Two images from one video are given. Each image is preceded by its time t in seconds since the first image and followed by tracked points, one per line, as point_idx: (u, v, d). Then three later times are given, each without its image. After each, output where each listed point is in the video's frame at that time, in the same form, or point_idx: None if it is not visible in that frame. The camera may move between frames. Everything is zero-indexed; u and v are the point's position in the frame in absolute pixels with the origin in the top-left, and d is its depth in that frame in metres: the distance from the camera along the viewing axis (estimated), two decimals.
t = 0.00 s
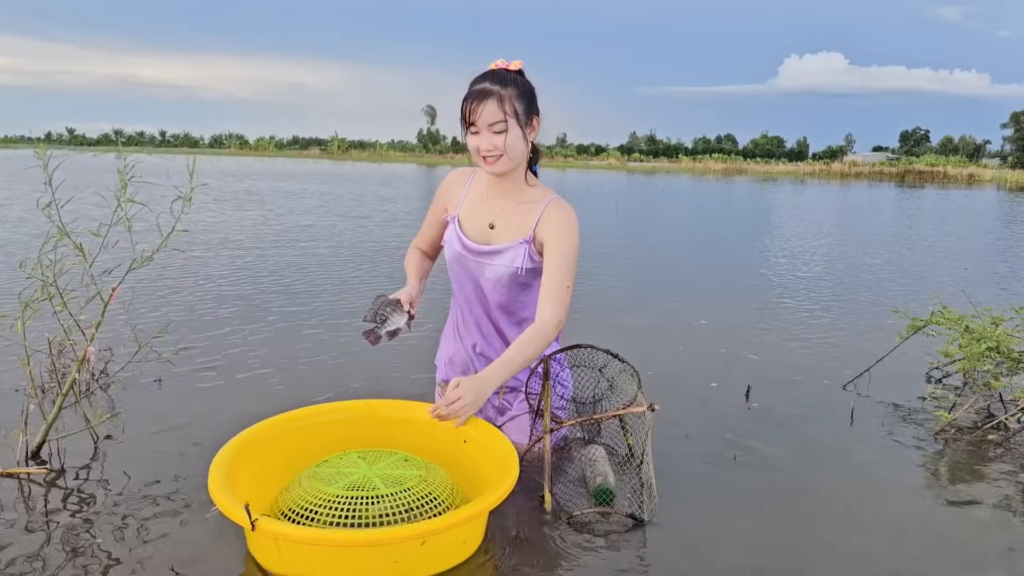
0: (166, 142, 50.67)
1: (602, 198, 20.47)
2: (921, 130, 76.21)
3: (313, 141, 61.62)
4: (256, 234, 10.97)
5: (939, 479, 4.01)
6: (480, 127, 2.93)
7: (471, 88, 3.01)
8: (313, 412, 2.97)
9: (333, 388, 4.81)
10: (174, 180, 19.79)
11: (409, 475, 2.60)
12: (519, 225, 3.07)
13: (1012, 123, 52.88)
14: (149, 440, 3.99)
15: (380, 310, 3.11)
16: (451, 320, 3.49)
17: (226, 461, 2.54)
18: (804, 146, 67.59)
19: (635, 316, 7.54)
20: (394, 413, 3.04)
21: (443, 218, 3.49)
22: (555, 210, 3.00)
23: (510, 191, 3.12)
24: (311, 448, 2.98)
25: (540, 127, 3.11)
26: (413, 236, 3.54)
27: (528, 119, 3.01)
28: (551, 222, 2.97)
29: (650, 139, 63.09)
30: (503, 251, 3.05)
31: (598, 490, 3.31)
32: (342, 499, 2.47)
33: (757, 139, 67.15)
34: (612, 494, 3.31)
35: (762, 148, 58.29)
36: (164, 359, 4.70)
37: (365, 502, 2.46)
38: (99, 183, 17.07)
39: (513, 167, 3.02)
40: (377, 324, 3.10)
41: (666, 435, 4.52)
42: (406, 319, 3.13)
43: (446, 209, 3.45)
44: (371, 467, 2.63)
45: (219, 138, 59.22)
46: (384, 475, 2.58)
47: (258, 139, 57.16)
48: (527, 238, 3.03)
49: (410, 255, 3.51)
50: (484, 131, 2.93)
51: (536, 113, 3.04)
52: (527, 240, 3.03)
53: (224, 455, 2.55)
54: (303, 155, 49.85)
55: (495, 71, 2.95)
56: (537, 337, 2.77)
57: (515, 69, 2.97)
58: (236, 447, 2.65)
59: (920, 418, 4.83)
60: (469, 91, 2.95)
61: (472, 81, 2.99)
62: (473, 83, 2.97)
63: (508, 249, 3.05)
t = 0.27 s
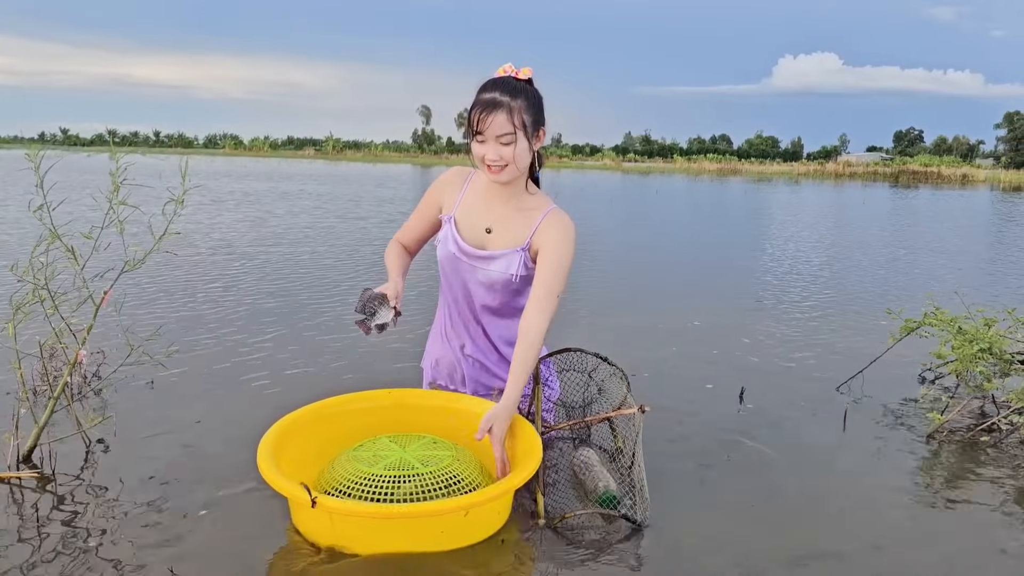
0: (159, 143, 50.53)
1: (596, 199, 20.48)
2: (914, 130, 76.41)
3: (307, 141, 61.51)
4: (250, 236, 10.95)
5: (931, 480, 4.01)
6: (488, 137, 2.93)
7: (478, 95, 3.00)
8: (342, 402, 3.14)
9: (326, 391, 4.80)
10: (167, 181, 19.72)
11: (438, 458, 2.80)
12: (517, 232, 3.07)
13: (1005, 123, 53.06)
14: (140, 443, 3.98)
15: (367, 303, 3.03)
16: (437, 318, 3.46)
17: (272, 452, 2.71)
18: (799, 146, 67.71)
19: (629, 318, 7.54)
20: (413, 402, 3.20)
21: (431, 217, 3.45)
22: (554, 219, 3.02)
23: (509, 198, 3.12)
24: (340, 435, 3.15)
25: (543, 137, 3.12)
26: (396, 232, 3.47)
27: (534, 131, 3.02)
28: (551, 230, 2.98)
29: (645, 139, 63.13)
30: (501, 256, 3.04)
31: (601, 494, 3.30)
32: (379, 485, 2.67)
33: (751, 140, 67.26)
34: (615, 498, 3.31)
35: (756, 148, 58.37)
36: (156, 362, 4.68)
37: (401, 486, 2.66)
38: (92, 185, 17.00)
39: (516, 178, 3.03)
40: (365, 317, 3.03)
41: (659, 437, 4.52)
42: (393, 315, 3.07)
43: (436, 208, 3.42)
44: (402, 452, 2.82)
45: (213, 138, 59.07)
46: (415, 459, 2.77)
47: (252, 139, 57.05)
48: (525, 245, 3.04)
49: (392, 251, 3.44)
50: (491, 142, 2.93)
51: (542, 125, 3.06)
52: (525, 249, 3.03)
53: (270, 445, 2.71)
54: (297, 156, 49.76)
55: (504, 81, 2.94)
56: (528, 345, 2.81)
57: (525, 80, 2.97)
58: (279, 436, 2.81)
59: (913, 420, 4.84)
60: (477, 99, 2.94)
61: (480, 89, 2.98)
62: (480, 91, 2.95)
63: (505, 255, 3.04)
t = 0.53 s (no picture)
0: (153, 143, 50.39)
1: (591, 200, 20.47)
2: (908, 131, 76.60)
3: (302, 141, 61.39)
4: (244, 238, 10.93)
5: (925, 482, 4.02)
6: (477, 142, 2.93)
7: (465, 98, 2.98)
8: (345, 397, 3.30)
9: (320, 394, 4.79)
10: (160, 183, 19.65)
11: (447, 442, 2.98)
12: (514, 230, 3.09)
13: (999, 124, 53.20)
14: (134, 447, 3.96)
15: (360, 324, 3.08)
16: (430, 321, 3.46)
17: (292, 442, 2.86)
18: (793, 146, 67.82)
19: (623, 319, 7.54)
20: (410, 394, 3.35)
21: (420, 221, 3.43)
22: (550, 217, 3.06)
23: (502, 196, 3.14)
24: (341, 426, 3.29)
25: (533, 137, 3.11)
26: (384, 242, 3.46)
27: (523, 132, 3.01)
28: (549, 227, 3.02)
29: (640, 140, 63.17)
30: (498, 257, 3.07)
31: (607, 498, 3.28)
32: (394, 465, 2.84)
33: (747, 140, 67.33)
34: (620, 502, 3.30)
35: (750, 149, 58.44)
36: (150, 365, 4.67)
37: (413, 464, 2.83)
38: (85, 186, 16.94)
39: (508, 180, 3.04)
40: (356, 342, 3.07)
41: (654, 439, 4.52)
42: (384, 334, 3.11)
43: (426, 212, 3.40)
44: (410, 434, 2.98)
45: (208, 139, 58.94)
46: (426, 447, 2.92)
47: (246, 140, 56.92)
48: (522, 244, 3.07)
49: (382, 260, 3.43)
50: (481, 146, 2.93)
51: (533, 127, 3.06)
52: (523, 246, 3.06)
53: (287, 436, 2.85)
54: (292, 156, 49.66)
55: (493, 84, 2.93)
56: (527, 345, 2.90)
57: (513, 82, 2.95)
58: (294, 422, 2.96)
59: (907, 422, 4.85)
60: (466, 104, 2.92)
61: (468, 92, 2.96)
62: (469, 95, 2.94)
63: (504, 255, 3.07)
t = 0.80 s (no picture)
0: (150, 142, 50.31)
1: (588, 199, 20.48)
2: (904, 131, 76.69)
3: (299, 141, 61.27)
4: (241, 237, 10.92)
5: (920, 481, 4.03)
6: (473, 143, 2.94)
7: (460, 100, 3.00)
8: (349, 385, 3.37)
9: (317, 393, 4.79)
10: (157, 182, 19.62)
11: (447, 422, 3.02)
12: (513, 227, 3.11)
13: (995, 123, 53.28)
14: (131, 446, 3.96)
15: (344, 324, 3.09)
16: (427, 321, 3.46)
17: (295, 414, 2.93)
18: (790, 145, 67.90)
19: (621, 318, 7.54)
20: (414, 385, 3.41)
21: (414, 222, 3.42)
22: (549, 215, 3.09)
23: (499, 195, 3.16)
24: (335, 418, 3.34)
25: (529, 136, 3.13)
26: (377, 245, 3.44)
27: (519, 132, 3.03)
28: (548, 224, 3.05)
29: (637, 139, 63.22)
30: (498, 254, 3.08)
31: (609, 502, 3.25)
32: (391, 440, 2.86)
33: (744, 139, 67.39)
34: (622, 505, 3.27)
35: (747, 148, 58.47)
36: (146, 365, 4.67)
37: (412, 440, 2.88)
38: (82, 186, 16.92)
39: (504, 179, 3.07)
40: (340, 340, 3.08)
41: (651, 438, 4.53)
42: (369, 335, 3.11)
43: (420, 213, 3.40)
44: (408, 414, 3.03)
45: (204, 138, 58.86)
46: (421, 427, 2.96)
47: (243, 139, 56.85)
48: (521, 241, 3.09)
49: (377, 263, 3.42)
50: (477, 148, 2.95)
51: (528, 126, 3.07)
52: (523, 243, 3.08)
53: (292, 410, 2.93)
54: (289, 155, 49.61)
55: (487, 85, 2.94)
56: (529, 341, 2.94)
57: (507, 83, 2.96)
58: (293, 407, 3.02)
59: (903, 421, 4.86)
60: (461, 106, 2.94)
61: (462, 94, 2.97)
62: (464, 97, 2.95)
63: (503, 252, 3.09)
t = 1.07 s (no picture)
0: (148, 140, 50.24)
1: (586, 198, 20.46)
2: (902, 129, 76.73)
3: (297, 139, 61.18)
4: (238, 236, 10.89)
5: (919, 480, 4.03)
6: (473, 142, 2.96)
7: (460, 99, 3.00)
8: (353, 378, 3.42)
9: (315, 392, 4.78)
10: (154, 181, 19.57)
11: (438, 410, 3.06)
12: (516, 225, 3.17)
13: (993, 122, 53.31)
14: (128, 446, 3.95)
15: (333, 322, 3.09)
16: (427, 318, 3.50)
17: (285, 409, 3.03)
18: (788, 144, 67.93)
19: (619, 317, 7.54)
20: (416, 376, 3.46)
21: (413, 219, 3.45)
22: (552, 213, 3.15)
23: (502, 193, 3.20)
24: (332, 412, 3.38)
25: (531, 135, 3.13)
26: (372, 241, 3.44)
27: (520, 131, 3.03)
28: (551, 221, 3.11)
29: (635, 138, 63.22)
30: (502, 250, 3.13)
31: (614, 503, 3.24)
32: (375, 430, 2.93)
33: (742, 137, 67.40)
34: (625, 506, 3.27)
35: (746, 147, 58.45)
36: (144, 365, 4.66)
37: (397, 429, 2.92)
38: (79, 185, 16.86)
39: (503, 178, 3.09)
40: (328, 338, 3.08)
41: (649, 437, 4.52)
42: (358, 334, 3.13)
43: (420, 211, 3.42)
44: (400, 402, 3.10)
45: (202, 137, 58.76)
46: (410, 413, 2.99)
47: (241, 137, 56.76)
48: (525, 237, 3.14)
49: (373, 258, 3.41)
50: (476, 147, 2.96)
51: (529, 124, 3.08)
52: (527, 240, 3.14)
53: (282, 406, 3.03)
54: (287, 153, 49.52)
55: (488, 84, 2.94)
56: (535, 337, 3.01)
57: (508, 83, 2.97)
58: (288, 407, 3.08)
59: (901, 421, 4.86)
60: (461, 105, 2.95)
61: (463, 93, 2.98)
62: (463, 96, 2.96)
63: (507, 248, 3.14)
